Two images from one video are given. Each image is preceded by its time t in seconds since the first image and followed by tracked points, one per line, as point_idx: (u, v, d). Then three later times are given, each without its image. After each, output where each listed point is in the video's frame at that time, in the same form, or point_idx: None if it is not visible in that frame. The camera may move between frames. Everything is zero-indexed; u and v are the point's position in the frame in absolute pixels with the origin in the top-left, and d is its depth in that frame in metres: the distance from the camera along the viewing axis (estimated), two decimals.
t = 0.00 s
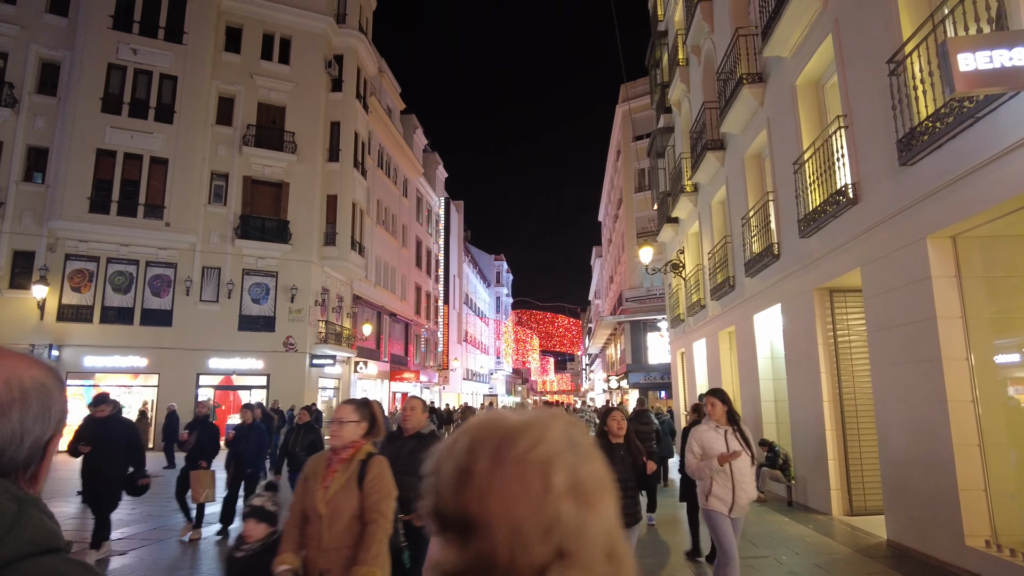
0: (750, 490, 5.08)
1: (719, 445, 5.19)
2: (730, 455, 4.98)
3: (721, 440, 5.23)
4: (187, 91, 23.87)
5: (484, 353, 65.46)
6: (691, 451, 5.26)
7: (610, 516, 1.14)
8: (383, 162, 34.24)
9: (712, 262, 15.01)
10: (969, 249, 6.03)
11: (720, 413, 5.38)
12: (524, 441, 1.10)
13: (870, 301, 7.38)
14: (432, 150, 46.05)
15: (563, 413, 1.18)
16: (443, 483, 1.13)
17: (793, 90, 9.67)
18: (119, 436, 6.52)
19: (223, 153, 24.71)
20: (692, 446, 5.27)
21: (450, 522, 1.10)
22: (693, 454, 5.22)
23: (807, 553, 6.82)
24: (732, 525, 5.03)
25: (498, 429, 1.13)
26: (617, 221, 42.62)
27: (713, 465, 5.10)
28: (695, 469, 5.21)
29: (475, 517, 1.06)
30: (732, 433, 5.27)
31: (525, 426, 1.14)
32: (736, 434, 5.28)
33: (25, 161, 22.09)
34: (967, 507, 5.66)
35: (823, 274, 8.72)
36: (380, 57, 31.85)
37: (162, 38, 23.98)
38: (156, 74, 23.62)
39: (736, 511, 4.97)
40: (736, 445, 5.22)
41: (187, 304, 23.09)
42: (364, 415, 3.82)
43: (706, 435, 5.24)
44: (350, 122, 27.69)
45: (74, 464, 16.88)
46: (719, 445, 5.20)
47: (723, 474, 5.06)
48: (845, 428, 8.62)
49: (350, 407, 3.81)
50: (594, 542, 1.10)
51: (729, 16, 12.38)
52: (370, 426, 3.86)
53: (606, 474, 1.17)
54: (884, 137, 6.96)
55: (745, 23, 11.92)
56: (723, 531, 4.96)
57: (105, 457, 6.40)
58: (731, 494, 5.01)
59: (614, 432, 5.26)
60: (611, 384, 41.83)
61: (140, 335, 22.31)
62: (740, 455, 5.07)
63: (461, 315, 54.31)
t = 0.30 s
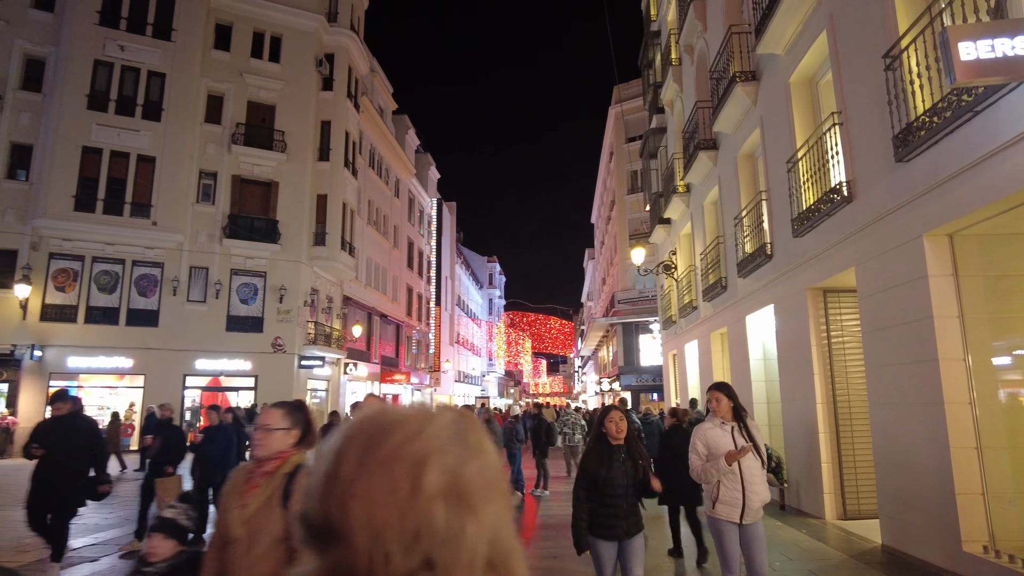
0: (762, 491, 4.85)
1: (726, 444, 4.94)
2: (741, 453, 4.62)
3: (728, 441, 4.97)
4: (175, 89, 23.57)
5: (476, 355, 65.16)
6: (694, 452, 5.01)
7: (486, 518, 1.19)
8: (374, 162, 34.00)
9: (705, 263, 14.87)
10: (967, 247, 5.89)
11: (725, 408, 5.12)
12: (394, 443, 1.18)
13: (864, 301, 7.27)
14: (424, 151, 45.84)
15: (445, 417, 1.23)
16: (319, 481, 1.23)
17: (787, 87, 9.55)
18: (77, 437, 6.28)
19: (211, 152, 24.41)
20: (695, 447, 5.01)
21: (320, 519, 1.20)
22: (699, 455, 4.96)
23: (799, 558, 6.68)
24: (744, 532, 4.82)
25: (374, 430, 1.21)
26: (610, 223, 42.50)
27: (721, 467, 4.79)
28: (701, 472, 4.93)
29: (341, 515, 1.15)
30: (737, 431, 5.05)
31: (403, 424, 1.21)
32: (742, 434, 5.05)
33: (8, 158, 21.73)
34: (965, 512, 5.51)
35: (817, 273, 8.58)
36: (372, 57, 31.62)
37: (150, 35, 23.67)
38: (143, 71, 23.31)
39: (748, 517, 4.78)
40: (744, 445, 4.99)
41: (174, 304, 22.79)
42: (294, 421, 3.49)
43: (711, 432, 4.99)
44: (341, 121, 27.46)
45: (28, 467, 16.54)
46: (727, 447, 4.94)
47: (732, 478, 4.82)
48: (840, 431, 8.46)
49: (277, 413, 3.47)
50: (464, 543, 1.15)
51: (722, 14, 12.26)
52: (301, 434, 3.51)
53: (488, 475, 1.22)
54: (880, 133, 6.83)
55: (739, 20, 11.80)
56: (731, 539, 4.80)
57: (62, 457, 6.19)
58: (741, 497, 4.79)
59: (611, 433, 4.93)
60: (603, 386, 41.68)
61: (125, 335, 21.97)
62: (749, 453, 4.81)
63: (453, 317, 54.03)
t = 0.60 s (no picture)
0: (769, 503, 4.44)
1: (729, 449, 4.57)
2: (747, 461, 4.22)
3: (734, 449, 4.57)
4: (152, 82, 23.08)
5: (462, 355, 64.82)
6: (694, 458, 4.64)
7: (376, 521, 1.10)
8: (357, 159, 33.65)
9: (689, 261, 14.75)
10: (953, 240, 5.77)
11: (730, 410, 4.75)
12: (277, 436, 1.09)
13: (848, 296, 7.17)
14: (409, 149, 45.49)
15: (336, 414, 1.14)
16: (190, 478, 1.15)
17: (772, 81, 9.44)
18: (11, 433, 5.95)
19: (190, 147, 23.91)
20: (696, 452, 4.63)
21: (185, 526, 1.10)
22: (699, 460, 4.59)
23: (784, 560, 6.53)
24: (746, 547, 4.42)
25: (255, 420, 1.12)
26: (595, 223, 42.43)
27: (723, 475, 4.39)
28: (701, 480, 4.54)
29: (212, 520, 1.06)
30: (742, 435, 4.68)
31: (289, 417, 1.12)
32: (750, 440, 4.66)
33: None
34: (952, 513, 5.36)
35: (802, 269, 8.46)
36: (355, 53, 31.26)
37: (126, 27, 23.15)
38: (120, 63, 22.79)
39: (753, 532, 4.34)
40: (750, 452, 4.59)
41: (151, 302, 22.31)
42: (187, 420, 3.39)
43: (713, 436, 4.63)
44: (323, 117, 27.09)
45: None
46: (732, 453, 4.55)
47: (735, 487, 4.41)
48: (824, 429, 8.34)
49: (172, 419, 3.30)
50: (352, 547, 1.06)
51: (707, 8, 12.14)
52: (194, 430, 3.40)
53: (383, 474, 1.14)
54: (865, 125, 6.71)
55: (724, 14, 11.68)
56: (731, 553, 4.40)
57: None
58: (745, 510, 4.38)
59: (608, 437, 4.46)
60: (588, 386, 41.57)
61: (100, 334, 21.49)
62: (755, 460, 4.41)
63: (438, 317, 53.67)
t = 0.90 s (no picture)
0: (795, 515, 3.78)
1: (748, 453, 3.88)
2: (768, 465, 3.55)
3: (752, 453, 3.89)
4: (132, 75, 22.62)
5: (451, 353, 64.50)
6: (706, 463, 3.97)
7: (231, 533, 0.98)
8: (343, 155, 33.26)
9: (677, 257, 14.56)
10: (948, 233, 5.57)
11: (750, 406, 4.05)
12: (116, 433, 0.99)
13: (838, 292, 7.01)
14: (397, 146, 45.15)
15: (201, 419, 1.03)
16: (15, 478, 1.03)
17: (760, 72, 9.25)
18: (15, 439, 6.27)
19: (171, 141, 23.45)
20: (708, 457, 3.97)
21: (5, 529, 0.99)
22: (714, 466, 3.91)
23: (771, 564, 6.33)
24: (768, 566, 3.78)
25: (100, 411, 1.05)
26: (584, 220, 42.27)
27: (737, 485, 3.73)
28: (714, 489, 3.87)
29: (30, 523, 0.96)
30: (763, 435, 3.98)
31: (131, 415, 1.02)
32: (772, 441, 3.96)
33: None
34: (947, 516, 5.16)
35: (793, 264, 8.26)
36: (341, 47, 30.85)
37: (104, 18, 22.66)
38: (98, 55, 22.31)
39: (778, 549, 3.72)
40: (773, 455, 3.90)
41: (130, 300, 21.86)
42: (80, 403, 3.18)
43: (729, 437, 3.97)
44: (308, 111, 26.68)
45: None
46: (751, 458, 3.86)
47: (753, 497, 3.77)
48: (813, 427, 8.14)
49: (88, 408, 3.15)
50: (199, 560, 0.93)
51: None
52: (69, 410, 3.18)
53: (237, 478, 1.02)
54: (857, 115, 6.51)
55: (712, 5, 11.48)
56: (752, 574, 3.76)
57: None
58: (769, 524, 3.74)
59: (610, 438, 3.77)
60: (577, 384, 41.38)
61: (77, 332, 21.05)
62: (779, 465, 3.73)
63: (426, 315, 53.33)
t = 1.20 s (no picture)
0: (840, 537, 3.14)
1: (783, 460, 3.20)
2: (807, 478, 2.96)
3: (791, 460, 3.22)
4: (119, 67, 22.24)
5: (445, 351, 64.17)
6: (730, 469, 3.32)
7: None
8: (336, 151, 32.91)
9: (672, 252, 14.33)
10: (955, 223, 5.34)
11: (785, 402, 3.41)
12: None
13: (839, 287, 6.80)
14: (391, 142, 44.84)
15: None
16: None
17: (758, 61, 9.02)
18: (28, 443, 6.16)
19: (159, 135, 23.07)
20: (734, 463, 3.31)
21: None
22: (742, 476, 3.25)
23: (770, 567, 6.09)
24: None
25: None
26: (579, 218, 42.01)
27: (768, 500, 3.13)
28: (741, 502, 3.25)
29: None
30: (800, 438, 3.33)
31: None
32: (812, 445, 3.32)
33: None
34: (956, 519, 4.92)
35: (792, 258, 8.03)
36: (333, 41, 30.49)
37: (91, 9, 22.29)
38: (84, 47, 21.95)
39: None
40: (814, 461, 3.25)
41: (118, 296, 21.51)
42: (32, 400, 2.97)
43: (761, 442, 3.29)
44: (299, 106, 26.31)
45: None
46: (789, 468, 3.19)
47: (791, 513, 3.14)
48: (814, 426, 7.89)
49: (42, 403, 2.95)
50: None
51: None
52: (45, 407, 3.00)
53: None
54: (860, 101, 6.28)
55: None
56: None
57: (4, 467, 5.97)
58: (808, 548, 3.11)
59: (627, 446, 3.01)
60: (572, 382, 41.09)
61: (63, 328, 20.70)
62: (823, 477, 3.10)
63: (421, 312, 52.99)
